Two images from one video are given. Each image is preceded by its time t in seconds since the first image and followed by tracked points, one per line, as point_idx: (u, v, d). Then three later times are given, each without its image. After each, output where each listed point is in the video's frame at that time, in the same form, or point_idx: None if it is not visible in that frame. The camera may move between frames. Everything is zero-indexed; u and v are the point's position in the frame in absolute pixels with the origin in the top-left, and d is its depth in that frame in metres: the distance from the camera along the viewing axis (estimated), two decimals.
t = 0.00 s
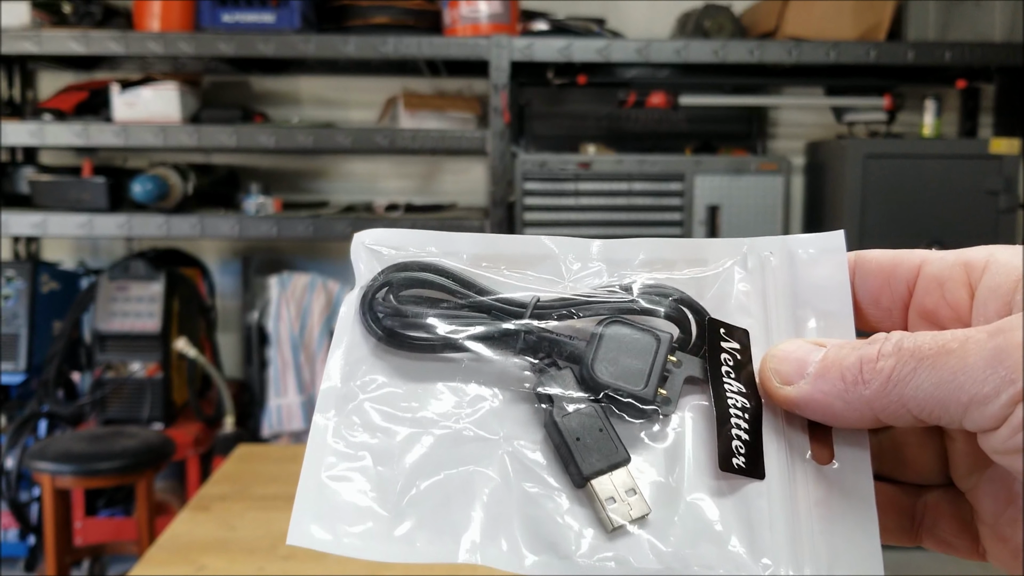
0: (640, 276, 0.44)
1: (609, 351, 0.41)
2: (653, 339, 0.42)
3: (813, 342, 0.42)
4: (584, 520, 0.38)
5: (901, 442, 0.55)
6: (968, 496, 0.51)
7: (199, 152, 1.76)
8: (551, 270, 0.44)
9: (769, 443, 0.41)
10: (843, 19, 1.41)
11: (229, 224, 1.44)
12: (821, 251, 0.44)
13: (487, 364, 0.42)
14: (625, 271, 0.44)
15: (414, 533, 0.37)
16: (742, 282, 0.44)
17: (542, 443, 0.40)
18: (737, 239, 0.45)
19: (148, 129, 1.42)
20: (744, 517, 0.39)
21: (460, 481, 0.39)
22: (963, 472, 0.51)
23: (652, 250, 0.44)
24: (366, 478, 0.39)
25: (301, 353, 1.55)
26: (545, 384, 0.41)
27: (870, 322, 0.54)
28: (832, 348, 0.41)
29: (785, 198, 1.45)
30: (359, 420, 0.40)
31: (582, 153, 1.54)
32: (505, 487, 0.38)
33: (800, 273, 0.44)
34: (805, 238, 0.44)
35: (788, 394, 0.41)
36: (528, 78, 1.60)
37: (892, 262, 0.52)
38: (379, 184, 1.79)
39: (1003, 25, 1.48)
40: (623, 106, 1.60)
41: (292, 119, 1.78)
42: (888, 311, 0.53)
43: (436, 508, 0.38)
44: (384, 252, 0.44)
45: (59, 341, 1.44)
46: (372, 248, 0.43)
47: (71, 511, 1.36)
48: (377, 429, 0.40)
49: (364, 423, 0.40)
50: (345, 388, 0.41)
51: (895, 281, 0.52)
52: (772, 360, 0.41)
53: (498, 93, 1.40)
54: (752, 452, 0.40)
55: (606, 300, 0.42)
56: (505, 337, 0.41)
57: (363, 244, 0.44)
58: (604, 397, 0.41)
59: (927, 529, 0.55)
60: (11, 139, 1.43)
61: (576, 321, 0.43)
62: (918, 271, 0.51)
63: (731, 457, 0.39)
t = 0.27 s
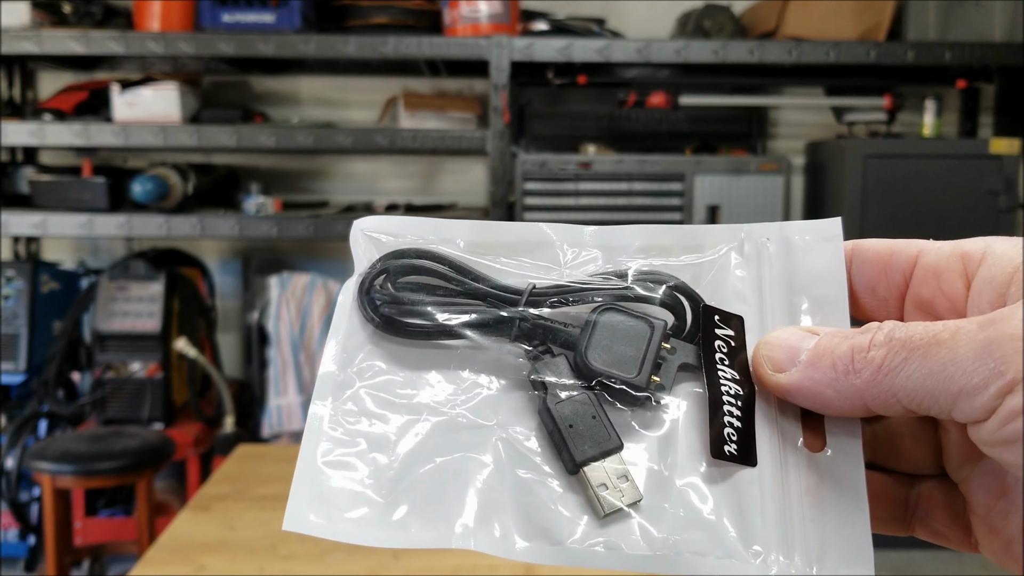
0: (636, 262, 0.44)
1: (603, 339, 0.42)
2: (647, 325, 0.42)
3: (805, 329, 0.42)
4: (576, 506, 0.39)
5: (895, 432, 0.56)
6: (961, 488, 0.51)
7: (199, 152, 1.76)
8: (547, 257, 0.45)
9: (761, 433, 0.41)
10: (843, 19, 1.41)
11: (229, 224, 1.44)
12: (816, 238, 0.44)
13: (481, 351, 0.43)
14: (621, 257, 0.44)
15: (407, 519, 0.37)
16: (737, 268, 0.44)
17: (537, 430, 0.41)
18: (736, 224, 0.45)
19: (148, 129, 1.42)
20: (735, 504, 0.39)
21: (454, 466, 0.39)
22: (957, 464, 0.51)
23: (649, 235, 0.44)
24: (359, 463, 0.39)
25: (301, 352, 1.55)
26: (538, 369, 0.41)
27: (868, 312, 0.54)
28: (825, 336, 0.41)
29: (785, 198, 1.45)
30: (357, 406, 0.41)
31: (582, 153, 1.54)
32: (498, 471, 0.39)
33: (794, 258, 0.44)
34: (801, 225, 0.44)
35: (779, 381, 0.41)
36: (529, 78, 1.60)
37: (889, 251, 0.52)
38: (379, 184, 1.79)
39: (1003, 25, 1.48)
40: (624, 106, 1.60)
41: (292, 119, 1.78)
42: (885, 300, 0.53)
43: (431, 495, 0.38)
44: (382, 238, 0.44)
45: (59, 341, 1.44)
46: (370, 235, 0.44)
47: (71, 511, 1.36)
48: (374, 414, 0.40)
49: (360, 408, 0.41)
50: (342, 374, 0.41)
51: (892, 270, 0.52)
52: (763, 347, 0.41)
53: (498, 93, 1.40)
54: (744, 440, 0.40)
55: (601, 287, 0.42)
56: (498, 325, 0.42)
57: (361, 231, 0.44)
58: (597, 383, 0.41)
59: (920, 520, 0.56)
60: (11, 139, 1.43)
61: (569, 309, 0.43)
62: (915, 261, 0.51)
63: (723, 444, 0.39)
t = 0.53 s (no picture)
0: (640, 270, 0.44)
1: (604, 343, 0.42)
2: (648, 330, 0.42)
3: (805, 339, 0.42)
4: (571, 508, 0.38)
5: (891, 446, 0.56)
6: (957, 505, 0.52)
7: (199, 152, 1.76)
8: (551, 264, 0.45)
9: (758, 438, 0.41)
10: (842, 19, 1.41)
11: (229, 224, 1.44)
12: (818, 253, 0.44)
13: (483, 352, 0.43)
14: (623, 265, 0.44)
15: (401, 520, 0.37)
16: (738, 278, 0.45)
17: (535, 430, 0.41)
18: (738, 235, 0.45)
19: (148, 129, 1.42)
20: (731, 508, 0.39)
21: (449, 465, 0.39)
22: (953, 482, 0.51)
23: (650, 245, 0.45)
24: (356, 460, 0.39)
25: (301, 353, 1.55)
26: (538, 370, 0.41)
27: (868, 329, 0.54)
28: (825, 347, 0.41)
29: (785, 198, 1.45)
30: (359, 402, 0.40)
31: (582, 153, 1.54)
32: (494, 472, 0.39)
33: (796, 271, 0.44)
34: (803, 238, 0.45)
35: (778, 390, 0.41)
36: (528, 78, 1.60)
37: (890, 269, 0.52)
38: (380, 184, 1.79)
39: (1003, 25, 1.47)
40: (624, 106, 1.60)
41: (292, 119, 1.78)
42: (885, 318, 0.53)
43: (428, 495, 0.38)
44: (391, 242, 0.44)
45: (59, 341, 1.44)
46: (379, 237, 0.44)
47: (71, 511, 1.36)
48: (375, 412, 0.40)
49: (363, 404, 0.40)
50: (345, 371, 0.41)
51: (893, 289, 0.52)
52: (763, 356, 0.42)
53: (498, 93, 1.40)
54: (741, 447, 0.40)
55: (604, 293, 0.43)
56: (501, 326, 0.42)
57: (371, 234, 0.44)
58: (598, 385, 0.41)
59: (914, 537, 0.57)
60: (11, 138, 1.43)
61: (572, 311, 0.43)
62: (916, 279, 0.52)
63: (719, 450, 0.39)
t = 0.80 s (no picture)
0: (625, 284, 0.44)
1: (588, 355, 0.41)
2: (632, 343, 0.41)
3: (787, 352, 0.42)
4: (554, 519, 0.38)
5: (875, 457, 0.57)
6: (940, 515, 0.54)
7: (199, 152, 1.76)
8: (535, 276, 0.44)
9: (742, 448, 0.41)
10: (843, 19, 1.41)
11: (229, 224, 1.44)
12: (802, 267, 0.44)
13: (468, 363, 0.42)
14: (607, 278, 0.44)
15: (382, 533, 0.37)
16: (723, 292, 0.44)
17: (518, 441, 0.41)
18: (722, 249, 0.45)
19: (148, 129, 1.42)
20: (715, 517, 0.39)
21: (433, 475, 0.39)
22: (936, 492, 0.53)
23: (635, 258, 0.44)
24: (339, 473, 0.39)
25: (301, 352, 1.55)
26: (521, 381, 0.41)
27: (851, 341, 0.54)
28: (807, 358, 0.42)
29: (785, 198, 1.45)
30: (342, 415, 0.41)
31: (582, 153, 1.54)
32: (477, 483, 0.39)
33: (781, 285, 0.44)
34: (787, 252, 0.45)
35: (762, 400, 0.41)
36: (529, 78, 1.60)
37: (872, 282, 0.53)
38: (379, 184, 1.79)
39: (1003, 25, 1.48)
40: (623, 106, 1.60)
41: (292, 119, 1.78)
42: (869, 330, 0.53)
43: (408, 509, 0.38)
44: (376, 256, 0.44)
45: (59, 341, 1.44)
46: (365, 252, 0.44)
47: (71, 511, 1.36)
48: (359, 425, 0.40)
49: (346, 417, 0.41)
50: (329, 385, 0.41)
51: (875, 302, 0.52)
52: (747, 367, 0.42)
53: (498, 93, 1.40)
54: (724, 457, 0.40)
55: (589, 306, 0.42)
56: (487, 339, 0.42)
57: (357, 249, 0.44)
58: (581, 397, 0.41)
59: (899, 548, 0.58)
60: (11, 138, 1.43)
61: (557, 325, 0.43)
62: (898, 292, 0.52)
63: (702, 461, 0.39)
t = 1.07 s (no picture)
0: (618, 257, 0.44)
1: (580, 326, 0.42)
2: (625, 316, 0.42)
3: (781, 325, 0.43)
4: (546, 490, 0.39)
5: (869, 433, 0.58)
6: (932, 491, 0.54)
7: (198, 152, 1.76)
8: (529, 249, 0.45)
9: (735, 423, 0.42)
10: (843, 19, 1.41)
11: (229, 224, 1.44)
12: (796, 241, 0.45)
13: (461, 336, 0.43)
14: (602, 252, 0.45)
15: (372, 502, 0.38)
16: (716, 267, 0.45)
17: (510, 413, 0.41)
18: (715, 224, 0.46)
19: (147, 129, 1.42)
20: (708, 490, 0.40)
21: (425, 446, 0.39)
22: (928, 469, 0.54)
23: (630, 233, 0.45)
24: (327, 442, 0.39)
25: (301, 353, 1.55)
26: (513, 353, 0.42)
27: (844, 315, 0.55)
28: (800, 332, 0.42)
29: (784, 198, 1.45)
30: (333, 385, 0.41)
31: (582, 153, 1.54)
32: (469, 454, 0.39)
33: (773, 258, 0.45)
34: (780, 226, 0.45)
35: (754, 372, 0.41)
36: (529, 78, 1.60)
37: (867, 258, 0.53)
38: (380, 184, 1.79)
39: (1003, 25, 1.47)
40: (623, 106, 1.59)
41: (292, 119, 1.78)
42: (862, 305, 0.54)
43: (399, 479, 0.38)
44: (368, 227, 0.44)
45: (59, 342, 1.44)
46: (355, 223, 0.44)
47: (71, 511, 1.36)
48: (351, 395, 0.41)
49: (337, 387, 0.41)
50: (319, 355, 0.41)
51: (869, 277, 0.53)
52: (740, 340, 0.42)
53: (498, 93, 1.40)
54: (716, 431, 0.40)
55: (582, 278, 0.43)
56: (479, 310, 0.42)
57: (347, 219, 0.44)
58: (573, 368, 0.41)
59: (891, 524, 0.58)
60: (11, 139, 1.43)
61: (549, 296, 0.43)
62: (893, 267, 0.52)
63: (695, 434, 0.40)
